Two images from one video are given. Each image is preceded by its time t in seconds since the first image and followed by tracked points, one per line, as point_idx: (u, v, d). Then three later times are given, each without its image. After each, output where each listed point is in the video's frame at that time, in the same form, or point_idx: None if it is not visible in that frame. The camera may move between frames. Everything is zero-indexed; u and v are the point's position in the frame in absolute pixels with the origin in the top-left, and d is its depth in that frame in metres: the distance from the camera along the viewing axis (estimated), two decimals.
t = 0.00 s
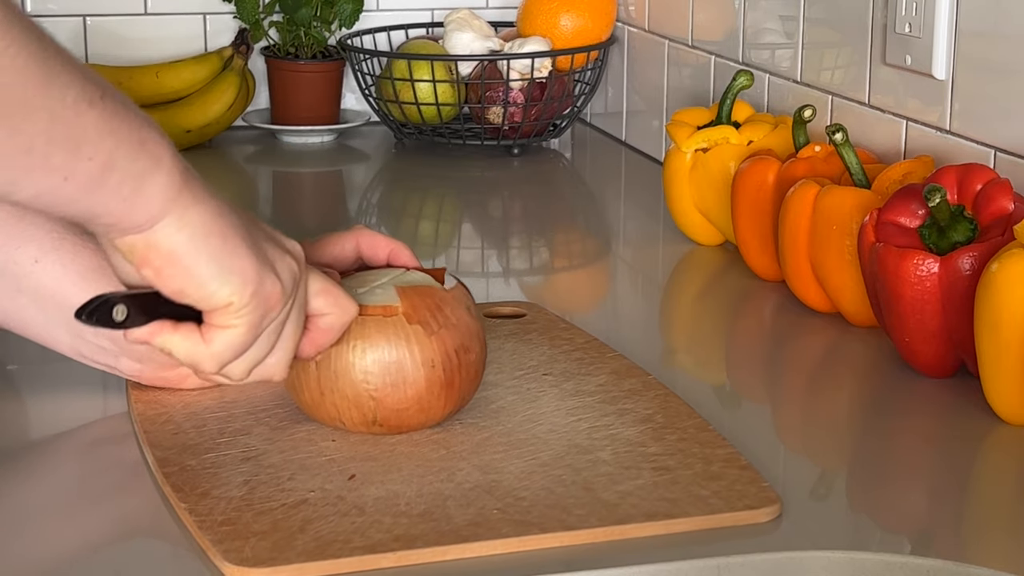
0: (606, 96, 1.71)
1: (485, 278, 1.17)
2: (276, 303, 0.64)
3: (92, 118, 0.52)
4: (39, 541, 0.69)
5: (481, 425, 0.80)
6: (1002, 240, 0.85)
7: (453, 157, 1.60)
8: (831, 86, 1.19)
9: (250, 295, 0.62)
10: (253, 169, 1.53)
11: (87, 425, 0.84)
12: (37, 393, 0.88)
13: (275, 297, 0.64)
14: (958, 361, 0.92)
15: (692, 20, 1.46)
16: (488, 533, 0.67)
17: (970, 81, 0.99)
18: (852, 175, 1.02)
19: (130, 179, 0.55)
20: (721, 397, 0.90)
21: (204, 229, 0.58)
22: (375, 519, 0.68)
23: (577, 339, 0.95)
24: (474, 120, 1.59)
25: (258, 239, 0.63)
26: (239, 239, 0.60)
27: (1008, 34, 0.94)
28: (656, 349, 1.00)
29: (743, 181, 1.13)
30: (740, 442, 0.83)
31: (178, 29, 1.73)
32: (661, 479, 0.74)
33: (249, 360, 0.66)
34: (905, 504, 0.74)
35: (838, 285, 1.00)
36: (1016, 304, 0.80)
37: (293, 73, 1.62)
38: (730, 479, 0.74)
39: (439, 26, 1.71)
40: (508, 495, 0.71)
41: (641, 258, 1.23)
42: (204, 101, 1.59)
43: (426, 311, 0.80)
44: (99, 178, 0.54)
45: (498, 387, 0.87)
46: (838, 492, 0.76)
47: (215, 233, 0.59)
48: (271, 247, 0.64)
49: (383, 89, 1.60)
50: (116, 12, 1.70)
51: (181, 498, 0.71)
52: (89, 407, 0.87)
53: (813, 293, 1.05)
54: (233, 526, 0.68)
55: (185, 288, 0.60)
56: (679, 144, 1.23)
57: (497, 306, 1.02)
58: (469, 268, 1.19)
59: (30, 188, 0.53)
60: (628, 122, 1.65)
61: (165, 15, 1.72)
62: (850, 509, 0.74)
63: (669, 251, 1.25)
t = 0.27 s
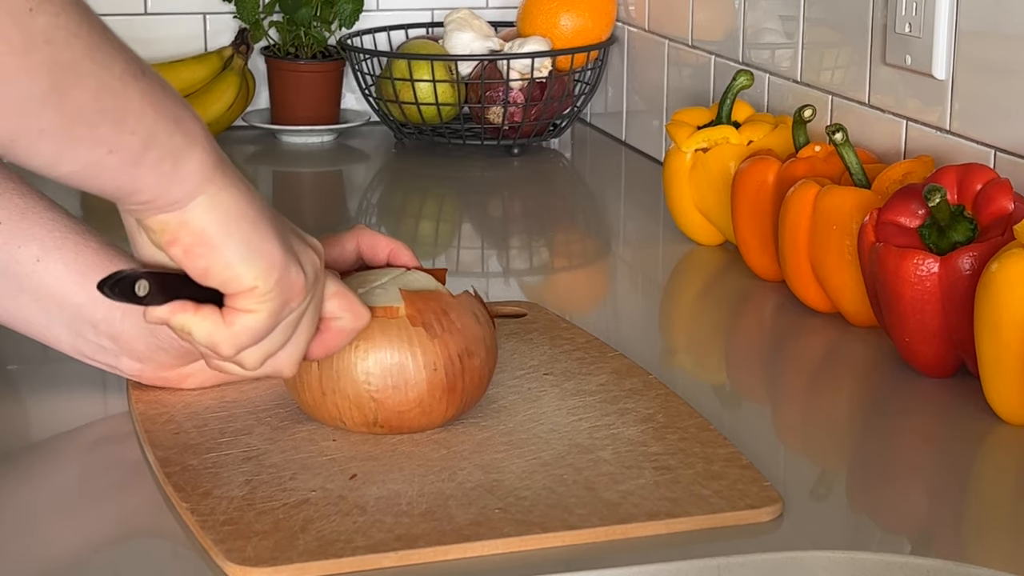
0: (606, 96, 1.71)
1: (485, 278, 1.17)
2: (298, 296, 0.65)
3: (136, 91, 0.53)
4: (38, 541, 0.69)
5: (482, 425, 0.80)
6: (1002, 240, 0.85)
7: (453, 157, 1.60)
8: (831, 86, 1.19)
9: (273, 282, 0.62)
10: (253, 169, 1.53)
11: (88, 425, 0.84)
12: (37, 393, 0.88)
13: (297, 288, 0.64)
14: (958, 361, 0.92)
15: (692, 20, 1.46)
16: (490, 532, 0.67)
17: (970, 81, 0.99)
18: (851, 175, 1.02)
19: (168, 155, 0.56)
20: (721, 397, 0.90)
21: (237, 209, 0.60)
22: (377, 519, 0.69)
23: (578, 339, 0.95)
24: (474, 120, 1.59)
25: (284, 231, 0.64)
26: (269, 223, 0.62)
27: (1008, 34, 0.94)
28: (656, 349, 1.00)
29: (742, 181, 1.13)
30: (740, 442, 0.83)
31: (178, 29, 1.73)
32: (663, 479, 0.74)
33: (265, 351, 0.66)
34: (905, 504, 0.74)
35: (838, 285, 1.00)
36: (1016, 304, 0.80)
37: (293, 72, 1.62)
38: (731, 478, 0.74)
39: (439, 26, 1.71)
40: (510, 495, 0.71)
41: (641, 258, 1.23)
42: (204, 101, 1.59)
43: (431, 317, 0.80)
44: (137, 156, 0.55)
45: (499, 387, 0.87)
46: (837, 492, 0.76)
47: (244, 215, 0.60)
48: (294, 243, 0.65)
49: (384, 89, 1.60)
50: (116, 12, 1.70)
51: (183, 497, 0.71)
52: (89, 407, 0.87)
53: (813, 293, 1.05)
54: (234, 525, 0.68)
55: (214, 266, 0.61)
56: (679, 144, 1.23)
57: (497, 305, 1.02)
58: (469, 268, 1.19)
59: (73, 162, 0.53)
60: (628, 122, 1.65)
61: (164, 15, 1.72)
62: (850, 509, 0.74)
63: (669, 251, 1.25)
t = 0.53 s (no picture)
0: (606, 96, 1.71)
1: (485, 278, 1.17)
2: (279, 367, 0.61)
3: (99, 186, 0.48)
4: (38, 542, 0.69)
5: (482, 425, 0.80)
6: (1002, 240, 0.85)
7: (453, 157, 1.60)
8: (831, 86, 1.19)
9: (252, 365, 0.59)
10: (253, 169, 1.53)
11: (88, 424, 0.84)
12: (37, 393, 0.88)
13: (277, 362, 0.61)
14: (957, 361, 0.92)
15: (692, 20, 1.46)
16: (491, 532, 0.67)
17: (969, 82, 0.99)
18: (852, 175, 1.02)
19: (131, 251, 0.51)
20: (721, 397, 0.91)
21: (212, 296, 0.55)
22: (377, 519, 0.69)
23: (578, 339, 0.95)
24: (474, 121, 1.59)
25: (258, 301, 0.60)
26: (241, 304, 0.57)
27: (1008, 34, 0.94)
28: (656, 349, 1.00)
29: (742, 181, 1.13)
30: (741, 441, 0.83)
31: (177, 29, 1.73)
32: (663, 478, 0.74)
33: (253, 424, 0.63)
34: (905, 504, 0.74)
35: (838, 285, 1.00)
36: (1016, 304, 0.80)
37: (293, 72, 1.62)
38: (731, 478, 0.74)
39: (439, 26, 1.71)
40: (510, 495, 0.71)
41: (641, 258, 1.23)
42: (205, 101, 1.59)
43: (423, 336, 0.78)
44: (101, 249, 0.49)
45: (500, 387, 0.87)
46: (837, 492, 0.76)
47: (219, 300, 0.56)
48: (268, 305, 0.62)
49: (384, 89, 1.60)
50: (116, 12, 1.70)
51: (184, 497, 0.71)
52: (89, 406, 0.87)
53: (813, 293, 1.05)
54: (235, 525, 0.68)
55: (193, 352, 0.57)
56: (679, 144, 1.23)
57: (497, 305, 1.02)
58: (469, 268, 1.19)
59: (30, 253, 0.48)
60: (628, 122, 1.65)
61: (164, 15, 1.72)
62: (850, 508, 0.74)
63: (669, 251, 1.25)
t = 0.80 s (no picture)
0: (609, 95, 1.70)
1: (486, 278, 1.16)
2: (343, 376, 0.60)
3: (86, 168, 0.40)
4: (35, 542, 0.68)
5: (484, 426, 0.80)
6: (1006, 242, 0.85)
7: (455, 157, 1.60)
8: (833, 87, 1.18)
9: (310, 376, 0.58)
10: (254, 168, 1.53)
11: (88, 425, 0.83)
12: (36, 393, 0.88)
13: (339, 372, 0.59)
14: (960, 363, 0.91)
15: (695, 21, 1.45)
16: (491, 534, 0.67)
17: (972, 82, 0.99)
18: (855, 176, 1.01)
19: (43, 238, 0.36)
20: (723, 398, 0.90)
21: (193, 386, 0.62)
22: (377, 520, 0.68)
23: (579, 339, 0.95)
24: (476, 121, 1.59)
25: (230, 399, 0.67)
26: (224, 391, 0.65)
27: (1012, 35, 0.94)
28: (657, 350, 1.00)
29: (745, 182, 1.12)
30: (743, 443, 0.83)
31: (179, 29, 1.72)
32: (665, 480, 0.73)
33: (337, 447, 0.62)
34: (908, 506, 0.74)
35: (841, 286, 1.00)
36: (1018, 306, 0.80)
37: (295, 72, 1.62)
38: (733, 479, 0.74)
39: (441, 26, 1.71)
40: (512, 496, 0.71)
41: (643, 259, 1.23)
42: (207, 101, 1.59)
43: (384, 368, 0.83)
44: None
45: (501, 387, 0.86)
46: (839, 494, 0.76)
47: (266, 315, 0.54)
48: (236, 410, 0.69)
49: (385, 89, 1.60)
50: (117, 11, 1.70)
51: (183, 497, 0.71)
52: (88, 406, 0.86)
53: (816, 294, 1.05)
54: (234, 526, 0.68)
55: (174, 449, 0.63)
56: (682, 145, 1.23)
57: (498, 306, 1.02)
58: (470, 269, 1.19)
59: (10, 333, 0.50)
60: (631, 122, 1.64)
61: (166, 14, 1.72)
62: (852, 510, 0.74)
63: (671, 251, 1.25)
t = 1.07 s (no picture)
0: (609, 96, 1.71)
1: (486, 278, 1.17)
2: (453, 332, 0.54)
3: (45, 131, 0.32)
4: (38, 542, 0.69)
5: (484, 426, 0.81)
6: (1004, 242, 0.85)
7: (455, 157, 1.60)
8: (832, 88, 1.19)
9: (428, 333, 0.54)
10: (255, 168, 1.54)
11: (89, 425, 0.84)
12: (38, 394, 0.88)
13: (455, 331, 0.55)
14: (959, 363, 0.92)
15: (695, 21, 1.46)
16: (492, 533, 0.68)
17: (971, 83, 0.99)
18: (853, 177, 1.02)
19: None
20: (722, 398, 0.91)
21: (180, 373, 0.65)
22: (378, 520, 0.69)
23: (579, 339, 0.95)
24: (476, 121, 1.59)
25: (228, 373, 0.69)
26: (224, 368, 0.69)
27: (1010, 37, 0.94)
28: (657, 350, 1.00)
29: (744, 182, 1.13)
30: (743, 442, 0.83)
31: (180, 29, 1.73)
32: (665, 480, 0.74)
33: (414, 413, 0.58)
34: (907, 505, 0.74)
35: (839, 286, 1.00)
36: (1017, 306, 0.80)
37: (296, 73, 1.62)
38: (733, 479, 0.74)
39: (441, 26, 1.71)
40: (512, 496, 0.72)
41: (643, 259, 1.23)
42: (208, 101, 1.60)
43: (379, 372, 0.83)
44: None
45: (501, 387, 0.87)
46: (838, 493, 0.76)
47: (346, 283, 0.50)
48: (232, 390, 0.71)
49: (385, 89, 1.60)
50: (118, 12, 1.70)
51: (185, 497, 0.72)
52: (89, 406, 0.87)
53: (815, 294, 1.06)
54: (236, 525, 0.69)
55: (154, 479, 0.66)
56: (682, 145, 1.23)
57: (498, 306, 1.03)
58: (470, 269, 1.20)
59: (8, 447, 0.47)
60: (630, 123, 1.65)
61: (167, 15, 1.72)
62: (851, 510, 0.74)
63: (671, 251, 1.25)
